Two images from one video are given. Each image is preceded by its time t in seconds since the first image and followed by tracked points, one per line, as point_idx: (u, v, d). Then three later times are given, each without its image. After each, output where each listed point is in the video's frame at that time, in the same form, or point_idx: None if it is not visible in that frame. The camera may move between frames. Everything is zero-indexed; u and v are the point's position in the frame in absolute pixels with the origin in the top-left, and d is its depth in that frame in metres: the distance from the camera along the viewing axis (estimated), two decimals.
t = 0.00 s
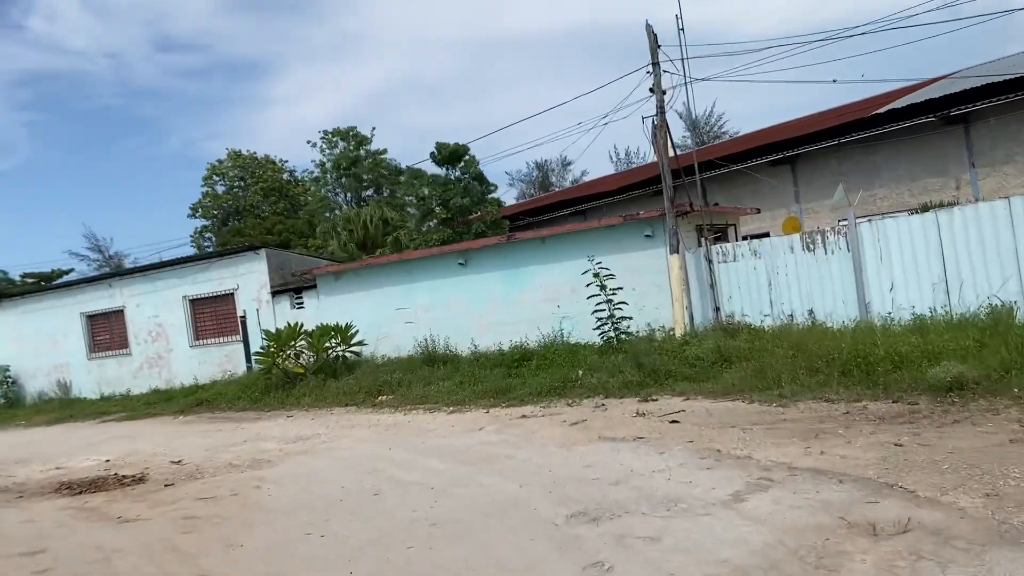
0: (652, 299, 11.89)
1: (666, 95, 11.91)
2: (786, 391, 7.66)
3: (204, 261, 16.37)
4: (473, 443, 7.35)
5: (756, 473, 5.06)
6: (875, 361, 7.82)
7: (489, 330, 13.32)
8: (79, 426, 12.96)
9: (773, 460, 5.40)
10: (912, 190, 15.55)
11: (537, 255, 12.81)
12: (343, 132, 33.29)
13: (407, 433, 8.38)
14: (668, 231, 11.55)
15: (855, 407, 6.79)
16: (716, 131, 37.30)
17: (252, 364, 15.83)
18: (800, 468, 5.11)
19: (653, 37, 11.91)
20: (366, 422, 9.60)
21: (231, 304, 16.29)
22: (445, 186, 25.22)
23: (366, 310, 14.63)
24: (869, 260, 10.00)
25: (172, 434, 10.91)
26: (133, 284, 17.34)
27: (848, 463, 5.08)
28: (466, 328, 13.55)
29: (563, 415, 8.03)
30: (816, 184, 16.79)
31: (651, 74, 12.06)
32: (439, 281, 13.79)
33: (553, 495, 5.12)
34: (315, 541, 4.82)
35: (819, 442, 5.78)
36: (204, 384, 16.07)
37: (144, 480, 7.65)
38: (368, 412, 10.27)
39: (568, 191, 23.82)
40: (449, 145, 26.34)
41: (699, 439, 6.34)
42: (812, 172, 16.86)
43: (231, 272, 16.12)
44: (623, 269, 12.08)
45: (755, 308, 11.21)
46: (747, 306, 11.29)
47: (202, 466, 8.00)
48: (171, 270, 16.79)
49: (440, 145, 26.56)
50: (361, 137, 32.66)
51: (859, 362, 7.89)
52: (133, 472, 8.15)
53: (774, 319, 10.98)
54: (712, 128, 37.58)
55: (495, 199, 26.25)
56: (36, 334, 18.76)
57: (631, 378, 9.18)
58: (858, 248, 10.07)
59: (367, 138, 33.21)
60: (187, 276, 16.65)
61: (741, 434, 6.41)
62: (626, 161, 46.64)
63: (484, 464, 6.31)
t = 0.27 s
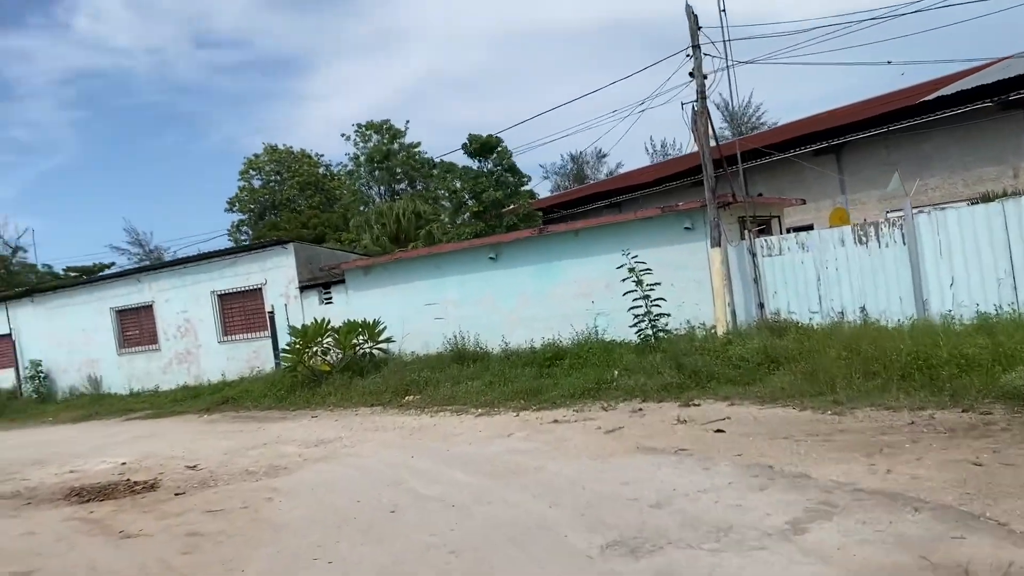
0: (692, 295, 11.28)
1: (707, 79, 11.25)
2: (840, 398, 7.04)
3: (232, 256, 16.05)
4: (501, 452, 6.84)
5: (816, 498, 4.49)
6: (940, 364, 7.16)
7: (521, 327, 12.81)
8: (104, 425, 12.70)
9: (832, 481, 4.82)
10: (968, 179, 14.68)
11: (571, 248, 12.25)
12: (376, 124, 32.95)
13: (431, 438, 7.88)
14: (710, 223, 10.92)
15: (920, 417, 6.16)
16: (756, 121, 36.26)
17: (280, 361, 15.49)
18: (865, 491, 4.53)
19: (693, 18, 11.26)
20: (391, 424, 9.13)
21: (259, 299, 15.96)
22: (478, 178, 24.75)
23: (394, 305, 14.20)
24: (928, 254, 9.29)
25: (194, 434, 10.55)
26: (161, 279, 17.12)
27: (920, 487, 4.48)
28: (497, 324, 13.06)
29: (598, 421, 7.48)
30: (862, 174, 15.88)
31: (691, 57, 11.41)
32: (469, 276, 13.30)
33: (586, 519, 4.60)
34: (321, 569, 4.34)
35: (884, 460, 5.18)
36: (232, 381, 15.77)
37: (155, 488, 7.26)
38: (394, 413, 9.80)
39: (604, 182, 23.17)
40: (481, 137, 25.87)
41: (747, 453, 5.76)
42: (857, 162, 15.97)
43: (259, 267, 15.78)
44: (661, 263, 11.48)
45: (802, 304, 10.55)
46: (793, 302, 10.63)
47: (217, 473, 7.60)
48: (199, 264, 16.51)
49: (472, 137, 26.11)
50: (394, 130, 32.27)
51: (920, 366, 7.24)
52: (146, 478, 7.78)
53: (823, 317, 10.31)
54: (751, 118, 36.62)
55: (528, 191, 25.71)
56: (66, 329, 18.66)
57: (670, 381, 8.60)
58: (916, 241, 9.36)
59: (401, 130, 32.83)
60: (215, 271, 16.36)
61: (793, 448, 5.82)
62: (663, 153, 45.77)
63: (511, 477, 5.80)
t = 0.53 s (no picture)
0: (740, 287, 10.64)
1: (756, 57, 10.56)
2: (909, 399, 6.39)
3: (262, 248, 15.65)
4: (536, 457, 6.30)
5: (900, 521, 3.88)
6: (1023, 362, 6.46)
7: (557, 321, 12.25)
8: (130, 421, 12.43)
9: (917, 499, 4.19)
10: None
11: (610, 238, 11.65)
12: (410, 115, 32.52)
13: (462, 439, 7.37)
14: (760, 210, 10.26)
15: (1005, 423, 5.50)
16: (799, 108, 35.19)
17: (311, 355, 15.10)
18: (957, 513, 3.91)
19: None
20: (420, 423, 8.63)
21: (289, 292, 15.55)
22: (512, 167, 24.26)
23: (426, 298, 13.71)
24: (1001, 243, 8.56)
25: (217, 432, 10.18)
26: (192, 272, 16.84)
27: (1022, 509, 3.85)
28: (532, 318, 12.51)
29: (642, 425, 6.90)
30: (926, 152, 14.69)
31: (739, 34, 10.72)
32: (503, 268, 12.76)
33: (632, 542, 4.05)
34: None
35: (972, 474, 4.54)
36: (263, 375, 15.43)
37: (169, 492, 6.85)
38: (423, 411, 9.30)
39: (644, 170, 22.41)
40: (515, 126, 25.35)
41: (811, 463, 5.15)
42: (913, 144, 14.99)
43: (289, 260, 15.35)
44: (707, 254, 10.85)
45: (860, 297, 9.86)
46: (851, 295, 9.95)
47: (235, 477, 7.17)
48: (229, 257, 16.18)
49: (506, 126, 25.59)
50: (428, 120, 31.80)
51: (999, 364, 6.54)
52: (162, 480, 7.38)
53: (884, 310, 9.62)
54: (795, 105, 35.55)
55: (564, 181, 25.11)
56: (99, 322, 18.55)
57: (719, 380, 8.00)
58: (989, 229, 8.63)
59: (436, 121, 32.36)
60: (244, 263, 16.00)
61: (865, 458, 5.18)
62: (702, 142, 44.77)
63: (546, 487, 5.25)
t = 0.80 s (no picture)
0: (796, 277, 9.96)
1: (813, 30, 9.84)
2: (997, 403, 5.70)
3: (295, 239, 15.27)
4: (579, 465, 5.75)
5: (1015, 556, 3.26)
6: None
7: (598, 314, 11.67)
8: (160, 417, 12.16)
9: None
10: None
11: (654, 226, 11.04)
12: (447, 103, 32.01)
13: (497, 442, 6.84)
14: (818, 194, 9.58)
15: None
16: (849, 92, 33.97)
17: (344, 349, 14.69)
18: None
19: None
20: (455, 422, 8.12)
21: (323, 284, 15.15)
22: (550, 155, 23.75)
23: (461, 290, 13.21)
24: None
25: (245, 429, 9.81)
26: (226, 264, 16.54)
27: None
28: (572, 311, 11.94)
29: (694, 430, 6.31)
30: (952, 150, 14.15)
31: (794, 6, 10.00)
32: (542, 258, 12.19)
33: (692, 575, 3.48)
34: None
35: None
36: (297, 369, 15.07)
37: (188, 499, 6.43)
38: (457, 409, 8.80)
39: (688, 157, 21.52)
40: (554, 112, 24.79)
41: (893, 478, 4.52)
42: (977, 124, 13.94)
43: (323, 251, 14.93)
44: (760, 242, 10.18)
45: (929, 287, 9.12)
46: (918, 285, 9.21)
47: (258, 481, 6.73)
48: (262, 248, 15.85)
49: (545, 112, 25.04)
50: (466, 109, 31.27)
51: None
52: (183, 485, 6.97)
53: (956, 302, 8.87)
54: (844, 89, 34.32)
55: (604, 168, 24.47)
56: (135, 315, 18.41)
57: (777, 380, 7.36)
58: None
59: (474, 110, 31.83)
60: (278, 255, 15.64)
61: (955, 471, 4.55)
62: (747, 128, 43.61)
63: (591, 503, 4.70)
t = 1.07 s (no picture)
0: (861, 266, 9.23)
1: None
2: None
3: (330, 229, 14.85)
4: (630, 474, 5.17)
5: None
6: None
7: (645, 306, 11.05)
8: (193, 412, 11.86)
9: None
10: None
11: (705, 212, 10.37)
12: (487, 90, 31.42)
13: (538, 445, 6.30)
14: (885, 174, 8.84)
15: None
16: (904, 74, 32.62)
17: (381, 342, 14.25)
18: None
19: None
20: (493, 422, 7.57)
21: (358, 275, 14.73)
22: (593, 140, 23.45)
23: (501, 281, 12.67)
24: None
25: (276, 427, 9.42)
26: (261, 256, 16.21)
27: None
28: (617, 303, 11.33)
29: (757, 437, 5.69)
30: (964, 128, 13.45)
31: None
32: (585, 247, 11.60)
33: None
34: None
35: None
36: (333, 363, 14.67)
37: (207, 507, 5.99)
38: (495, 407, 8.27)
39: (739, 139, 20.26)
40: (597, 96, 24.24)
41: (1001, 498, 3.88)
42: None
43: (359, 241, 14.49)
44: (821, 228, 9.47)
45: (1010, 275, 8.33)
46: (997, 273, 8.42)
47: (282, 487, 6.27)
48: (298, 239, 15.47)
49: (587, 97, 24.52)
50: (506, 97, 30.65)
51: None
52: (204, 490, 6.55)
53: None
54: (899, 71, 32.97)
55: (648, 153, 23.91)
56: (173, 308, 18.23)
57: (847, 379, 6.68)
58: None
59: (514, 97, 31.22)
60: (313, 246, 15.24)
61: None
62: (795, 114, 42.32)
63: (646, 525, 4.13)
